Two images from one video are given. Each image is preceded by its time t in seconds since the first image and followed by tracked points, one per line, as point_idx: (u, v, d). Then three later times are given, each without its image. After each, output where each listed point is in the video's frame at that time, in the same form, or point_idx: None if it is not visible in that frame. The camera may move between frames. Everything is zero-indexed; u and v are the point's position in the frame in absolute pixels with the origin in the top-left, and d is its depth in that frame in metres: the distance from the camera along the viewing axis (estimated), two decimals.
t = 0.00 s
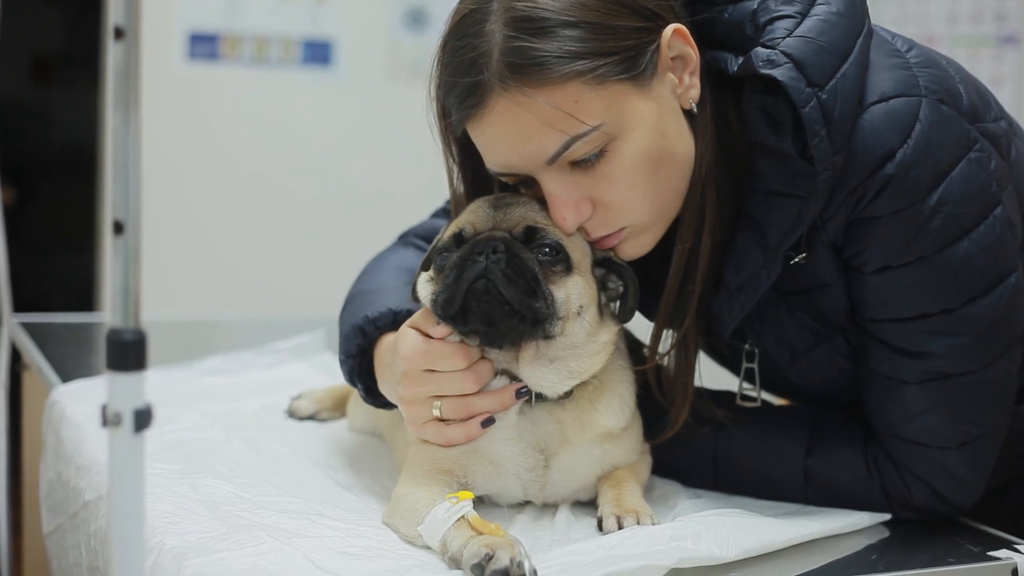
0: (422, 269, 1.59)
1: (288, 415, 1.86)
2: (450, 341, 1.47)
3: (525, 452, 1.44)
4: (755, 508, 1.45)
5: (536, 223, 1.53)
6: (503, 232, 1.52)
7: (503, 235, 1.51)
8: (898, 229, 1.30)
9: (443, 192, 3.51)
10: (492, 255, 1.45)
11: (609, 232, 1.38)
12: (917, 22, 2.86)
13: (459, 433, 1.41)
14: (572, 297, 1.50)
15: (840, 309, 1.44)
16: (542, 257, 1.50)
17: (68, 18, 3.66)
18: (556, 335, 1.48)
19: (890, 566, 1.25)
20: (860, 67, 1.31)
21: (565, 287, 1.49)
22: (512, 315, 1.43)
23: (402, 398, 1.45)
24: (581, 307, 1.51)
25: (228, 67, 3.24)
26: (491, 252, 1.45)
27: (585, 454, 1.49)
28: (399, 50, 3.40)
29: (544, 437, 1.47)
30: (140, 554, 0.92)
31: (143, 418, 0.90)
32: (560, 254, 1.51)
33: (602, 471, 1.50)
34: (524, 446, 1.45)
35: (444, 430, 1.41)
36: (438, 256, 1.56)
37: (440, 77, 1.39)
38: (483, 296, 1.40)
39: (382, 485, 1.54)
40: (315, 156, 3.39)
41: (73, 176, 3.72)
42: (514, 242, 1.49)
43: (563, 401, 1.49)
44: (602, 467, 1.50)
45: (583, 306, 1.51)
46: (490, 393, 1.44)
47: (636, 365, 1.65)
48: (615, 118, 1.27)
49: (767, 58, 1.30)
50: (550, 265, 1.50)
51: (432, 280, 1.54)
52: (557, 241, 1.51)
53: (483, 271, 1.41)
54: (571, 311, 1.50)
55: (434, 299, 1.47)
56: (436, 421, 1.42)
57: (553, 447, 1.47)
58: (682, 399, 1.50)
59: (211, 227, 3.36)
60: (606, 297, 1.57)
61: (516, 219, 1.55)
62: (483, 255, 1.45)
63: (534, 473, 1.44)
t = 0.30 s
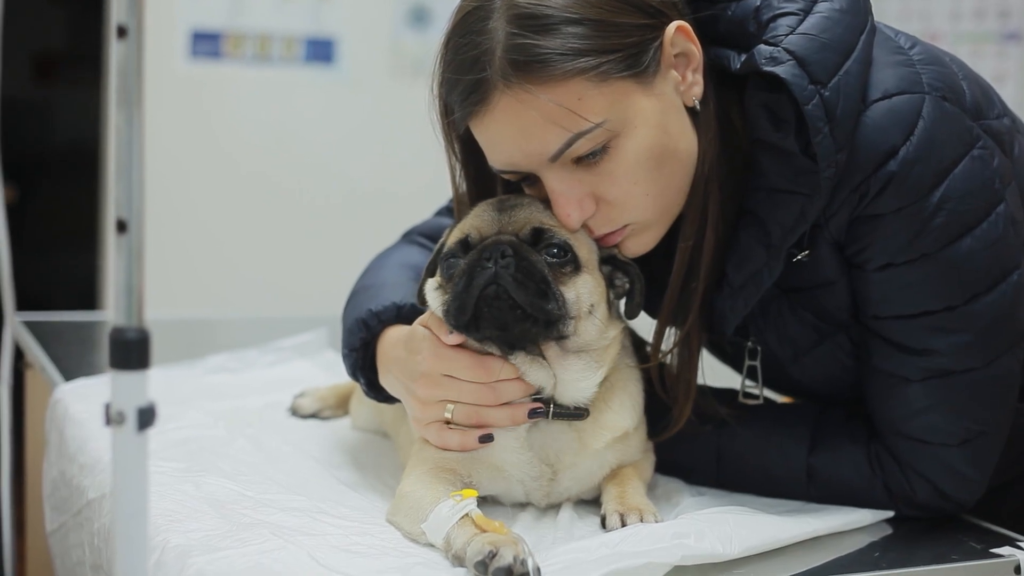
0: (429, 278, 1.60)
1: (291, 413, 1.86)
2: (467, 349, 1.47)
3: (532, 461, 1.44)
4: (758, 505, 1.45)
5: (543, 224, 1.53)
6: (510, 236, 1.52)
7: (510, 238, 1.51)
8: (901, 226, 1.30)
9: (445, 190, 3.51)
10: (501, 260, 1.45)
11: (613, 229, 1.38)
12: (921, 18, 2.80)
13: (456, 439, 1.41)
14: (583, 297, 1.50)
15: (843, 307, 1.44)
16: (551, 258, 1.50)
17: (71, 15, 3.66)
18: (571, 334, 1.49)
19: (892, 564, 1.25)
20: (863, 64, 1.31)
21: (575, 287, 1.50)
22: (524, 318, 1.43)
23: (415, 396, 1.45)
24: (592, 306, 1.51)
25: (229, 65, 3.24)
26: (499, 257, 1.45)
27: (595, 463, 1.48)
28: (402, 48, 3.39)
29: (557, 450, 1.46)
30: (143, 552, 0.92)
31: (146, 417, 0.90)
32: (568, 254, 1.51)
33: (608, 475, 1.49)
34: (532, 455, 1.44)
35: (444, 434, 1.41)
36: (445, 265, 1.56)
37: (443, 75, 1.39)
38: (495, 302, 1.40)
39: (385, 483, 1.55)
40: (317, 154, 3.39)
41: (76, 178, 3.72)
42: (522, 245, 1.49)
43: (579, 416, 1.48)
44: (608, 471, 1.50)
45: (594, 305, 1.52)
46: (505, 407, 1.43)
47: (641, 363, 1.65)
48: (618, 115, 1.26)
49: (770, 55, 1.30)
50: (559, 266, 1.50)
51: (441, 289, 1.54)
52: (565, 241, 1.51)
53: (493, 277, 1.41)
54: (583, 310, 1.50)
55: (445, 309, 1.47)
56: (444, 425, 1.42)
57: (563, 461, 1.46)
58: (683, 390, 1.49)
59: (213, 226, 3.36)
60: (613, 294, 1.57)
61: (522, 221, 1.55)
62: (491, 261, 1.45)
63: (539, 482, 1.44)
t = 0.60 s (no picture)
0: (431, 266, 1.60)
1: (294, 409, 1.86)
2: (461, 337, 1.48)
3: (533, 450, 1.44)
4: (761, 501, 1.45)
5: (546, 216, 1.53)
6: (512, 226, 1.52)
7: (513, 228, 1.51)
8: (904, 222, 1.30)
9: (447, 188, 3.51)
10: (503, 249, 1.44)
11: (616, 225, 1.38)
12: (923, 16, 2.78)
13: (460, 432, 1.41)
14: (583, 291, 1.50)
15: (846, 302, 1.44)
16: (553, 250, 1.50)
17: (73, 12, 3.66)
18: (568, 328, 1.48)
19: (895, 560, 1.26)
20: (866, 59, 1.32)
21: (575, 280, 1.49)
22: (523, 307, 1.44)
23: (411, 391, 1.46)
24: (591, 300, 1.51)
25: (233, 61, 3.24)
26: (501, 245, 1.44)
27: (595, 456, 1.48)
28: (404, 44, 3.40)
29: (554, 437, 1.47)
30: (147, 547, 0.93)
31: (150, 412, 0.90)
32: (571, 247, 1.51)
33: (610, 470, 1.50)
34: (532, 444, 1.45)
35: (446, 428, 1.42)
36: (448, 251, 1.56)
37: (446, 71, 1.39)
38: (495, 290, 1.41)
39: (388, 479, 1.54)
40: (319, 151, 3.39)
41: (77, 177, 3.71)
42: (524, 235, 1.49)
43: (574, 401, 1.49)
44: (611, 466, 1.50)
45: (593, 299, 1.51)
46: (498, 392, 1.45)
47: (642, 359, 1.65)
48: (621, 111, 1.27)
49: (773, 51, 1.30)
50: (560, 259, 1.50)
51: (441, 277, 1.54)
52: (567, 233, 1.51)
53: (494, 265, 1.42)
54: (582, 304, 1.50)
55: (445, 294, 1.48)
56: (444, 419, 1.43)
57: (562, 448, 1.46)
58: (687, 383, 1.49)
59: (215, 223, 3.36)
60: (614, 290, 1.57)
61: (526, 212, 1.55)
62: (493, 249, 1.45)
63: (541, 471, 1.44)
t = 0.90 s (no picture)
0: (430, 255, 1.59)
1: (298, 402, 1.86)
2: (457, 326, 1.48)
3: (535, 442, 1.44)
4: (764, 494, 1.45)
5: (546, 206, 1.54)
6: (512, 215, 1.52)
7: (513, 217, 1.51)
8: (909, 214, 1.30)
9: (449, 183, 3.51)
10: (503, 237, 1.45)
11: (618, 217, 1.38)
12: (926, 11, 2.82)
13: (462, 424, 1.41)
14: (581, 281, 1.50)
15: (850, 295, 1.44)
16: (552, 239, 1.51)
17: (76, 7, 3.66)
18: (567, 318, 1.49)
19: (899, 553, 1.26)
20: (871, 52, 1.32)
21: (574, 270, 1.50)
22: (521, 297, 1.44)
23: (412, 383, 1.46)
24: (590, 290, 1.51)
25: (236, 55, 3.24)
26: (501, 234, 1.45)
27: (594, 446, 1.48)
28: (406, 39, 3.38)
29: (555, 430, 1.47)
30: (151, 539, 0.93)
31: (155, 403, 0.90)
32: (570, 237, 1.51)
33: (612, 462, 1.50)
34: (533, 437, 1.45)
35: (448, 420, 1.41)
36: (447, 240, 1.56)
37: (451, 62, 1.39)
38: (494, 279, 1.41)
39: (392, 471, 1.55)
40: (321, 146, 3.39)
41: (76, 175, 3.72)
42: (524, 224, 1.49)
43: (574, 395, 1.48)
44: (613, 458, 1.50)
45: (592, 289, 1.52)
46: (496, 381, 1.44)
47: (644, 352, 1.65)
48: (625, 103, 1.26)
49: (779, 43, 1.30)
50: (559, 247, 1.51)
51: (441, 263, 1.54)
52: (566, 223, 1.51)
53: (493, 253, 1.42)
54: (581, 294, 1.51)
55: (444, 283, 1.48)
56: (445, 410, 1.42)
57: (564, 440, 1.47)
58: (690, 373, 1.48)
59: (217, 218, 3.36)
60: (614, 283, 1.56)
61: (527, 202, 1.56)
62: (493, 237, 1.45)
63: (542, 463, 1.44)
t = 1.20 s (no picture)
0: (438, 252, 1.59)
1: (301, 391, 1.87)
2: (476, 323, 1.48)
3: (542, 435, 1.44)
4: (767, 484, 1.45)
5: (552, 196, 1.53)
6: (519, 207, 1.53)
7: (520, 209, 1.51)
8: (912, 204, 1.30)
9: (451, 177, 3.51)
10: (511, 230, 1.45)
11: (622, 207, 1.38)
12: (932, 3, 2.82)
13: (464, 416, 1.41)
14: (591, 270, 1.50)
15: (854, 285, 1.44)
16: (560, 230, 1.51)
17: None
18: (579, 309, 1.49)
19: (902, 543, 1.26)
20: (875, 42, 1.32)
21: (583, 260, 1.50)
22: (532, 289, 1.44)
23: (424, 372, 1.46)
24: (600, 280, 1.51)
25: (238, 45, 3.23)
26: (509, 227, 1.46)
27: (603, 439, 1.48)
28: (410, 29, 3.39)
29: (563, 423, 1.47)
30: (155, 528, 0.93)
31: (159, 392, 0.90)
32: (578, 226, 1.51)
33: (617, 452, 1.50)
34: (541, 429, 1.45)
35: (452, 411, 1.42)
36: (455, 236, 1.56)
37: (455, 51, 1.39)
38: (504, 272, 1.41)
39: (395, 461, 1.55)
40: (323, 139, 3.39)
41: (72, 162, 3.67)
42: (531, 216, 1.49)
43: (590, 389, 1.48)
44: (617, 449, 1.50)
45: (602, 279, 1.52)
46: (510, 383, 1.43)
47: (650, 342, 1.65)
48: (629, 93, 1.26)
49: (783, 33, 1.31)
50: (568, 237, 1.51)
51: (450, 260, 1.54)
52: (573, 213, 1.51)
53: (502, 247, 1.42)
54: (590, 284, 1.50)
55: (454, 279, 1.48)
56: (453, 401, 1.43)
57: (571, 433, 1.46)
58: (694, 364, 1.49)
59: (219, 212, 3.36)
60: (622, 271, 1.58)
61: (533, 193, 1.55)
62: (501, 230, 1.46)
63: (548, 456, 1.44)
